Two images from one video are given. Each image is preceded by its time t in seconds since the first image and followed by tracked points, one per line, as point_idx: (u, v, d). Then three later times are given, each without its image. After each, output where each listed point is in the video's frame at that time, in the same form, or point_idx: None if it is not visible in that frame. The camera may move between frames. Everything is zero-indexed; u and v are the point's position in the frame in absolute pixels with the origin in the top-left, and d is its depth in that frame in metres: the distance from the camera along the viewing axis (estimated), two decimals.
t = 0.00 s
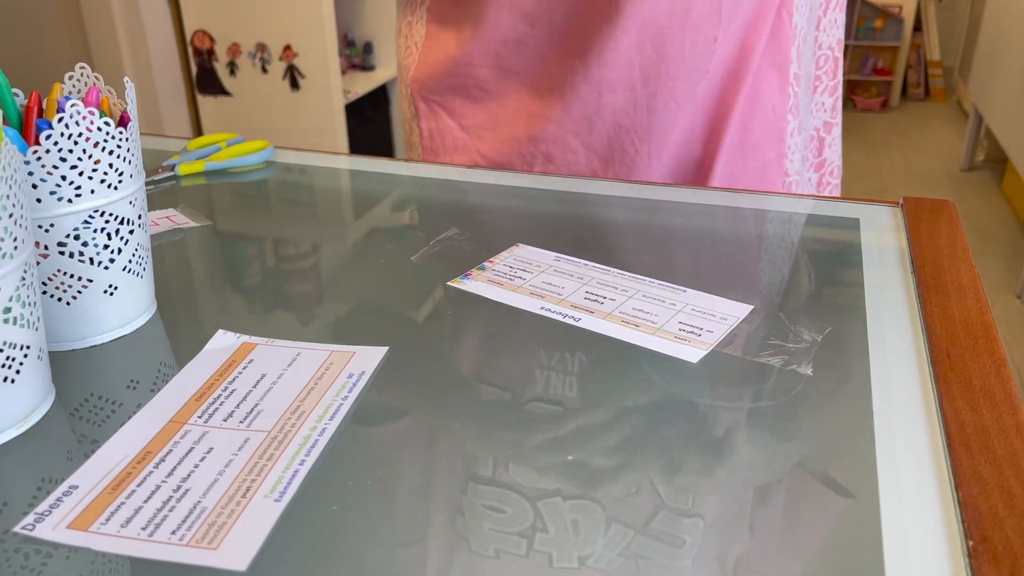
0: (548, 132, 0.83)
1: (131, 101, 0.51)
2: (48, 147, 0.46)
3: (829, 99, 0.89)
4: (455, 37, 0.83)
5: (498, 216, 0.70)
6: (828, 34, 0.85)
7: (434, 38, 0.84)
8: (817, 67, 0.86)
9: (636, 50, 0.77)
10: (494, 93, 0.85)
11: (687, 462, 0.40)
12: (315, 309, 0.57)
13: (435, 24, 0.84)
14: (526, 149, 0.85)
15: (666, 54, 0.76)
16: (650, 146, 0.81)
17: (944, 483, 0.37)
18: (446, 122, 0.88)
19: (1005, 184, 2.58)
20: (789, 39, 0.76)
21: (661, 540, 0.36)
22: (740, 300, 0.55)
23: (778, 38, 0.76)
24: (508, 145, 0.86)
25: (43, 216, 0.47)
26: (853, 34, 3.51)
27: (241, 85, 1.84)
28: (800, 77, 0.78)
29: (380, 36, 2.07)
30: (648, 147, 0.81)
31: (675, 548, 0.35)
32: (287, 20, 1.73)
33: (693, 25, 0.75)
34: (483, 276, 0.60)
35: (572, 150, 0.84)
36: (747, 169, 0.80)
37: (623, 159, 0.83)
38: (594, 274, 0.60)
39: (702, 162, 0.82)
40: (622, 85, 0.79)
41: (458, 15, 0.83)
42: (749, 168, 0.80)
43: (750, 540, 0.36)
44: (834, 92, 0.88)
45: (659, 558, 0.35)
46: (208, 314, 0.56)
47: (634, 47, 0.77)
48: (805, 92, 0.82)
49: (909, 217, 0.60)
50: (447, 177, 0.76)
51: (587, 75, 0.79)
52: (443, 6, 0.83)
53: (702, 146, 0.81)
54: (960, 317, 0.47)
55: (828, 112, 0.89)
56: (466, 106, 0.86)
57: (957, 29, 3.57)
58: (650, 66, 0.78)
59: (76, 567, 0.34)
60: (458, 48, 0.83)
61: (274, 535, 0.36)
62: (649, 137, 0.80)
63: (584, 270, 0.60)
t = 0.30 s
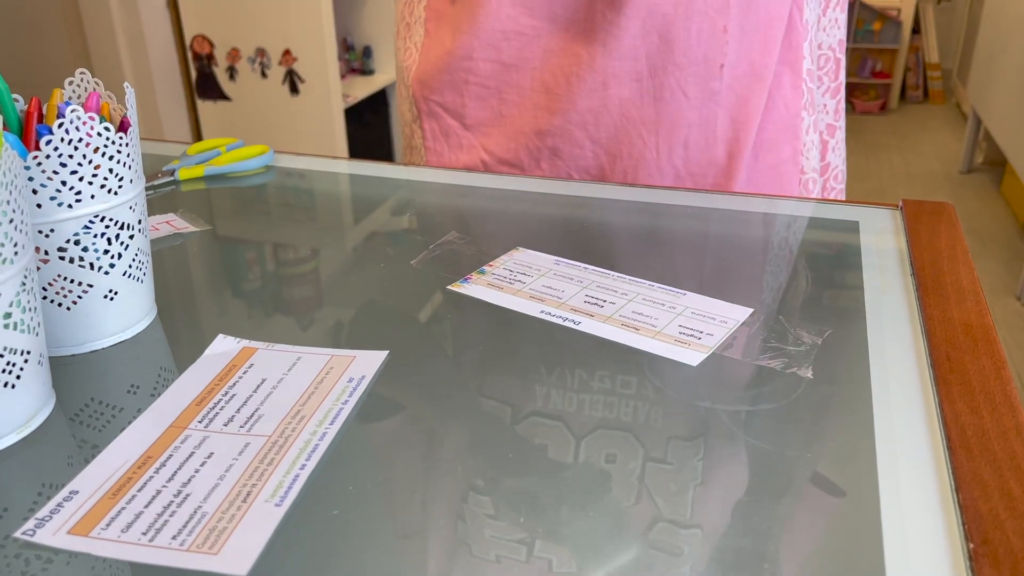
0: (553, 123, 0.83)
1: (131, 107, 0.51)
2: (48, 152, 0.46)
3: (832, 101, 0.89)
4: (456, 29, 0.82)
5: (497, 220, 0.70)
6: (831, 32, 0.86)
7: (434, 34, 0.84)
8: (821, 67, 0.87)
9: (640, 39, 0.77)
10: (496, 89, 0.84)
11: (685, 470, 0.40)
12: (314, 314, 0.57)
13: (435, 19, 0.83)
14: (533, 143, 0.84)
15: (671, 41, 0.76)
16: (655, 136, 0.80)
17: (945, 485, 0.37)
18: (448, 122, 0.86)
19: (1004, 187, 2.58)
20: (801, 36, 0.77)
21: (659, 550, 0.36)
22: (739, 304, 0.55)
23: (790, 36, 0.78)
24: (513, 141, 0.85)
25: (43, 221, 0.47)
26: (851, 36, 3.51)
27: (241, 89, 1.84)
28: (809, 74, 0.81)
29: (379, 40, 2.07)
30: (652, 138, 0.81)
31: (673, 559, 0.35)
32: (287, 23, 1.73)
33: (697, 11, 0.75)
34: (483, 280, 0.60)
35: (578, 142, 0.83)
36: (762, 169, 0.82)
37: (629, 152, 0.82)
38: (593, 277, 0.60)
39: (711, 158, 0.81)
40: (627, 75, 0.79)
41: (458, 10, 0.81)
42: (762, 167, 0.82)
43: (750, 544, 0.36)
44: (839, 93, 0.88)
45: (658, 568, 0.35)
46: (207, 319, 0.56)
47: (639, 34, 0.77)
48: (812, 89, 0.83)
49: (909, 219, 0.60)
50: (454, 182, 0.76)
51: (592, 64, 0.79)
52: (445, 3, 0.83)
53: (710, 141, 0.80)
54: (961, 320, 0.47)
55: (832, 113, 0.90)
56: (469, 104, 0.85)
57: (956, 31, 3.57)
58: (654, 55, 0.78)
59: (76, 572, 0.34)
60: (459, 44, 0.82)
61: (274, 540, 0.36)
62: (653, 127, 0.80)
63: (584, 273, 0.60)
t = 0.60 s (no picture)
0: (547, 129, 0.83)
1: (130, 120, 0.52)
2: (47, 167, 0.46)
3: (825, 109, 0.89)
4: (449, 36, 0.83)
5: (495, 228, 0.71)
6: (823, 41, 0.86)
7: (428, 43, 0.85)
8: (813, 74, 0.87)
9: (632, 43, 0.78)
10: (490, 96, 0.84)
11: (680, 477, 0.41)
12: (314, 321, 0.58)
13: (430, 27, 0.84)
14: (527, 149, 0.85)
15: (662, 46, 0.77)
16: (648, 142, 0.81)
17: (935, 492, 0.37)
18: (444, 130, 0.87)
19: (1003, 191, 2.58)
20: (792, 44, 0.77)
21: (653, 558, 0.36)
22: (734, 312, 0.56)
23: (781, 46, 0.78)
24: (508, 147, 0.85)
25: (43, 235, 0.47)
26: (849, 42, 3.51)
27: (241, 99, 1.86)
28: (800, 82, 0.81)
29: (378, 48, 2.08)
30: (644, 145, 0.81)
31: (667, 566, 0.35)
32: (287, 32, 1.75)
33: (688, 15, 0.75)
34: (479, 289, 0.60)
35: (571, 148, 0.84)
36: (754, 177, 0.83)
37: (622, 158, 0.82)
38: (589, 286, 0.60)
39: (704, 164, 0.80)
40: (620, 80, 0.79)
41: (451, 18, 0.82)
42: (754, 172, 0.83)
43: (743, 552, 0.36)
44: (831, 102, 0.89)
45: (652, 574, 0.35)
46: (208, 328, 0.57)
47: (631, 38, 0.78)
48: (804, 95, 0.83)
49: (902, 226, 0.60)
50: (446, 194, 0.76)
51: (584, 70, 0.79)
52: (438, 11, 0.83)
53: (704, 149, 0.80)
54: (952, 328, 0.47)
55: (823, 121, 0.90)
56: (462, 112, 0.85)
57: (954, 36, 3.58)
58: (647, 60, 0.78)
59: None
60: (453, 51, 0.82)
61: (271, 550, 0.36)
62: (645, 134, 0.80)
63: (579, 283, 0.61)
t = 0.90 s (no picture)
0: (523, 169, 0.86)
1: (121, 179, 0.55)
2: (42, 227, 0.50)
3: (794, 144, 0.92)
4: (427, 81, 0.86)
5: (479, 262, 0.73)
6: (787, 79, 0.89)
7: (410, 84, 0.88)
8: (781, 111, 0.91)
9: (600, 87, 0.81)
10: (467, 138, 0.87)
11: (643, 510, 0.43)
12: (311, 351, 0.61)
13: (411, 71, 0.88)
14: (504, 188, 0.87)
15: (630, 89, 0.80)
16: (618, 180, 0.83)
17: (876, 523, 0.39)
18: (425, 169, 0.91)
19: (991, 214, 2.62)
20: (753, 83, 0.82)
21: None
22: (700, 349, 0.58)
23: (742, 83, 0.82)
24: (486, 186, 0.88)
25: (38, 289, 0.50)
26: (837, 67, 3.53)
27: (236, 135, 1.89)
28: (766, 118, 0.84)
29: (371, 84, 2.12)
30: (615, 183, 0.84)
31: None
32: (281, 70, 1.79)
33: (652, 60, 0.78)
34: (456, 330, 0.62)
35: (546, 186, 0.87)
36: (721, 210, 0.86)
37: (595, 195, 0.85)
38: (562, 325, 0.62)
39: (673, 200, 0.83)
40: (589, 122, 0.82)
41: (430, 62, 0.86)
42: (723, 206, 0.86)
43: None
44: (799, 137, 0.92)
45: None
46: (208, 364, 0.60)
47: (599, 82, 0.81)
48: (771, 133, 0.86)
49: (864, 264, 0.63)
50: (426, 233, 0.78)
51: (556, 113, 0.82)
52: (417, 56, 0.87)
53: (673, 185, 0.83)
54: (904, 366, 0.50)
55: (793, 155, 0.93)
56: (441, 150, 0.88)
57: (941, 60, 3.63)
58: (615, 102, 0.81)
59: None
60: (431, 94, 0.85)
61: None
62: (616, 173, 0.83)
63: (553, 322, 0.63)
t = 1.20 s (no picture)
0: (509, 198, 0.86)
1: (121, 210, 0.55)
2: (41, 257, 0.50)
3: (781, 168, 0.93)
4: (414, 110, 0.87)
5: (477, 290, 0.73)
6: (772, 105, 0.90)
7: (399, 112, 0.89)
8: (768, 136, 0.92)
9: (582, 115, 0.82)
10: (449, 167, 0.87)
11: (645, 537, 0.43)
12: (308, 381, 0.60)
13: (399, 101, 0.89)
14: (490, 217, 0.87)
15: (610, 117, 0.81)
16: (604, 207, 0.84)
17: (881, 548, 0.39)
18: (412, 199, 0.90)
19: (985, 238, 2.63)
20: (737, 108, 0.83)
21: None
22: (700, 374, 0.58)
23: (726, 109, 0.84)
24: (471, 215, 0.87)
25: (37, 319, 0.50)
26: (829, 95, 3.56)
27: (234, 166, 1.90)
28: (751, 144, 0.85)
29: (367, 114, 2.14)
30: (601, 209, 0.84)
31: None
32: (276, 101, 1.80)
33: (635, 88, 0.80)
34: (455, 357, 0.62)
35: (531, 213, 0.86)
36: (708, 234, 0.87)
37: (580, 222, 0.85)
38: (561, 351, 0.62)
39: (658, 225, 0.84)
40: (572, 149, 0.83)
41: (416, 92, 0.87)
42: (709, 230, 0.87)
43: None
44: (787, 161, 0.92)
45: None
46: (203, 395, 0.59)
47: (580, 111, 0.82)
48: (755, 157, 0.87)
49: (860, 288, 0.63)
50: (423, 261, 0.78)
51: (539, 141, 0.83)
52: (404, 86, 0.89)
53: (657, 210, 0.84)
54: (903, 389, 0.50)
55: (779, 179, 0.94)
56: (426, 182, 0.88)
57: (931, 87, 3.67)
58: (597, 129, 0.82)
59: None
60: (417, 124, 0.86)
61: None
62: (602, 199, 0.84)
63: (552, 348, 0.63)
